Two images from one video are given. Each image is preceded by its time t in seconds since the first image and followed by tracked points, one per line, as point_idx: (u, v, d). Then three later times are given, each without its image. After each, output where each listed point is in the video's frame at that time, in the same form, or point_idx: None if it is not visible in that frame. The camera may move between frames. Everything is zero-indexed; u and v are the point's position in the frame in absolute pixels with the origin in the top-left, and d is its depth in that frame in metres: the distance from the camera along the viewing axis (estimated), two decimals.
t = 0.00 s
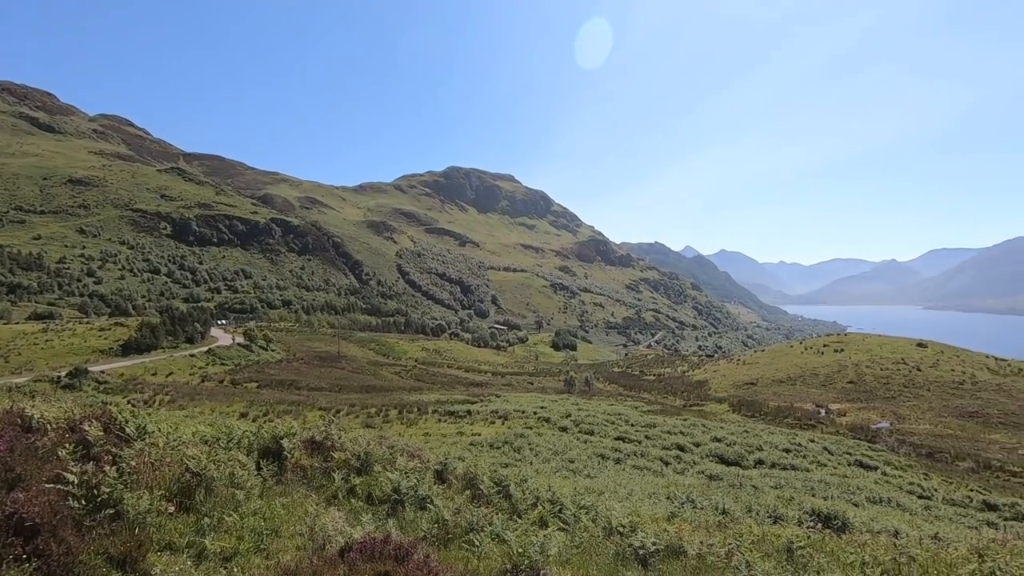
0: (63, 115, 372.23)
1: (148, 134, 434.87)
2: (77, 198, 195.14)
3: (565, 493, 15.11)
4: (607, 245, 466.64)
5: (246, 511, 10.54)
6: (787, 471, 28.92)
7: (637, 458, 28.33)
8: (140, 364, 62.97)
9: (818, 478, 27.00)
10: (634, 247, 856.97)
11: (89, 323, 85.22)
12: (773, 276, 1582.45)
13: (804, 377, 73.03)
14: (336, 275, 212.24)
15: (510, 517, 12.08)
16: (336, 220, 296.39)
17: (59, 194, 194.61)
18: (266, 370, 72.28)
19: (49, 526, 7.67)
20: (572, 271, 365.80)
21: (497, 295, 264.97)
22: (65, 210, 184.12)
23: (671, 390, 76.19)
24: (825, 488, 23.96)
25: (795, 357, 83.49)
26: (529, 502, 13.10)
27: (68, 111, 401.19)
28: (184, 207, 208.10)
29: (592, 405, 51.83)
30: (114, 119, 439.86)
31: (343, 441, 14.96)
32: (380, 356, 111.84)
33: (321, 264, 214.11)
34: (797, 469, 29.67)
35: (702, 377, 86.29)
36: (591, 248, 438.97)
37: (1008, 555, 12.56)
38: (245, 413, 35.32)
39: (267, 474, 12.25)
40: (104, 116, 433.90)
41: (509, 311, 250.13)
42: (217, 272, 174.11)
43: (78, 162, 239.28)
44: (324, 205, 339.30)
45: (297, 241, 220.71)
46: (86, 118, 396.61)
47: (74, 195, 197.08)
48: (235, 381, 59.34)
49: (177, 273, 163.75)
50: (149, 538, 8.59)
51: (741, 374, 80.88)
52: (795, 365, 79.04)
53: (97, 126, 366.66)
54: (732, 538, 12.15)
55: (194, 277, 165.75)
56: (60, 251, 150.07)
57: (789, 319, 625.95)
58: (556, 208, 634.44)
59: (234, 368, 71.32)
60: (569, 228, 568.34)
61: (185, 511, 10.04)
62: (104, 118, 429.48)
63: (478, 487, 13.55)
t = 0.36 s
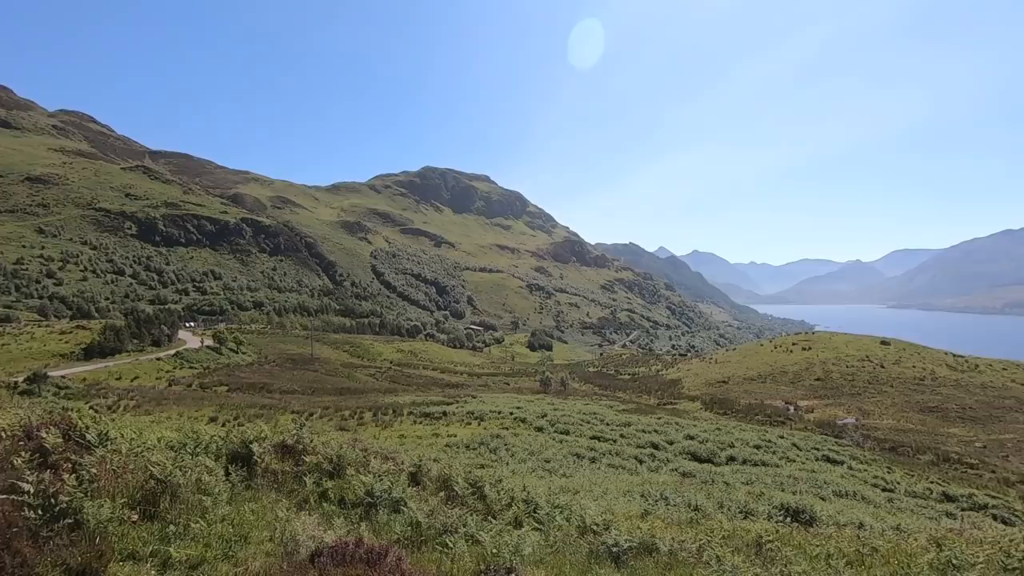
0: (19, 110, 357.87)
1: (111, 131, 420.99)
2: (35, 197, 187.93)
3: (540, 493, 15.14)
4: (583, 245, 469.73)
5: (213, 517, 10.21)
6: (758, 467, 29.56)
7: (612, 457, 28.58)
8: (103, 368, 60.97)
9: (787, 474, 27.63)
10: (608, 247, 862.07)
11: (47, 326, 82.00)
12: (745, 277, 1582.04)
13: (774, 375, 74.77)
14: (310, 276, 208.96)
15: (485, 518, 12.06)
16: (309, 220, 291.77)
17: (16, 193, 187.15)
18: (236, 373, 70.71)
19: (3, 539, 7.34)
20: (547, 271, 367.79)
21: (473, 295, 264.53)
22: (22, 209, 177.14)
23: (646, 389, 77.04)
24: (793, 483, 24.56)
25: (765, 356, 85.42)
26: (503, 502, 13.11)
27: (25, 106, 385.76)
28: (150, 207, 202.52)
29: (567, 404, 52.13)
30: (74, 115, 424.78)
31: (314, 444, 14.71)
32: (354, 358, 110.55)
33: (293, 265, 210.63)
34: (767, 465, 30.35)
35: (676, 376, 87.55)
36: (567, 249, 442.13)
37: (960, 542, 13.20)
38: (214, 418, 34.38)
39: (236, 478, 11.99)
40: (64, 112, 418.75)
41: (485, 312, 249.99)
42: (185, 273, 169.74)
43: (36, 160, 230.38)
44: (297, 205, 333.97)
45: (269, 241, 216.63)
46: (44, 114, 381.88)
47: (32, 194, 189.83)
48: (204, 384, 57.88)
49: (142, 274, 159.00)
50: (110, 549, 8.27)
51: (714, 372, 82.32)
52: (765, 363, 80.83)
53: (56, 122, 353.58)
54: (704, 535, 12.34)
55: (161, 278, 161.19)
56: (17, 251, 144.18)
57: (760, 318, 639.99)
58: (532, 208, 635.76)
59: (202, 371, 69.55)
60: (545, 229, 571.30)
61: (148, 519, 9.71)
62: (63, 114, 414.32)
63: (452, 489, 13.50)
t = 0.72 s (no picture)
0: None
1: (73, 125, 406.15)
2: None
3: (517, 492, 15.11)
4: (559, 245, 471.88)
5: (180, 523, 9.88)
6: (730, 463, 30.10)
7: (588, 456, 28.80)
8: (66, 371, 59.13)
9: (759, 469, 28.24)
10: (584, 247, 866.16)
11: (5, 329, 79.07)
12: (720, 277, 1580.19)
13: (746, 372, 76.34)
14: (283, 275, 205.31)
15: (462, 518, 11.99)
16: (283, 219, 286.92)
17: None
18: (207, 376, 69.07)
19: None
20: (524, 271, 368.59)
21: (449, 295, 263.27)
22: None
23: (621, 388, 77.78)
24: (764, 479, 25.10)
25: (738, 353, 87.13)
26: (479, 503, 13.08)
27: None
28: (116, 206, 197.18)
29: (545, 403, 52.32)
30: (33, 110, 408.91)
31: (287, 446, 14.45)
32: (328, 359, 109.04)
33: (266, 265, 206.66)
34: (739, 461, 30.99)
35: (651, 374, 88.59)
36: (544, 249, 443.88)
37: (920, 532, 13.70)
38: (183, 422, 33.62)
39: (204, 484, 11.66)
40: (22, 106, 402.72)
41: (462, 312, 249.10)
42: (152, 273, 165.17)
43: None
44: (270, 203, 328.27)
45: (240, 241, 212.40)
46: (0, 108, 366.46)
47: None
48: (172, 388, 56.37)
49: (107, 274, 154.13)
50: (71, 558, 7.90)
51: (688, 370, 83.65)
52: (738, 361, 82.41)
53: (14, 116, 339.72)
54: (678, 531, 12.51)
55: (127, 278, 156.44)
56: None
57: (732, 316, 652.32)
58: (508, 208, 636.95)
59: (171, 374, 67.74)
60: (522, 229, 572.85)
61: (113, 527, 9.30)
62: (21, 108, 398.66)
63: (428, 490, 13.42)
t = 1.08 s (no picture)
0: None
1: (37, 120, 392.55)
2: None
3: (495, 492, 15.10)
4: (539, 245, 473.13)
5: (152, 527, 9.59)
6: (706, 460, 30.57)
7: (566, 454, 28.92)
8: (29, 373, 57.27)
9: (733, 465, 28.77)
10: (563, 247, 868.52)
11: None
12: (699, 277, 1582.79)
13: (722, 370, 77.63)
14: (258, 275, 201.88)
15: (439, 518, 11.96)
16: (258, 218, 282.11)
17: None
18: (179, 377, 67.57)
19: None
20: (503, 270, 368.88)
21: (429, 295, 261.86)
22: None
23: (600, 386, 78.43)
24: (739, 474, 25.56)
25: (714, 352, 88.58)
26: (457, 503, 13.04)
27: None
28: (82, 203, 191.74)
29: (524, 403, 52.44)
30: None
31: (262, 448, 14.19)
32: (305, 360, 107.64)
33: (240, 264, 202.95)
34: (715, 457, 31.48)
35: (629, 373, 89.47)
36: (523, 249, 444.61)
37: (888, 524, 14.09)
38: (153, 424, 32.83)
39: (176, 486, 11.39)
40: None
41: (441, 311, 248.11)
42: (121, 272, 160.78)
43: None
44: (246, 201, 322.56)
45: (214, 239, 208.21)
46: None
47: None
48: (142, 390, 55.03)
49: (74, 273, 149.52)
50: (32, 566, 7.58)
51: (665, 368, 84.74)
52: (715, 359, 83.71)
53: None
54: (655, 527, 12.64)
55: (94, 277, 152.08)
56: None
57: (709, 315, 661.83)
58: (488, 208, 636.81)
59: (140, 375, 66.15)
60: (502, 228, 573.18)
61: (78, 533, 8.97)
62: None
63: (406, 490, 13.35)
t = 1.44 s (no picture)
0: None
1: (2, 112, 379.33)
2: None
3: (475, 491, 15.06)
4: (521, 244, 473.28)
5: (123, 529, 9.34)
6: (684, 456, 30.94)
7: (547, 453, 29.04)
8: None
9: (711, 461, 29.19)
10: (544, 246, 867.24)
11: None
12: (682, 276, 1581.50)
13: (700, 368, 78.65)
14: (235, 273, 198.46)
15: (419, 518, 11.89)
16: (236, 215, 277.43)
17: None
18: (152, 377, 66.12)
19: None
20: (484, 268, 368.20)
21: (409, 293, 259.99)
22: None
23: (580, 385, 78.84)
24: (716, 471, 25.93)
25: (693, 350, 89.68)
26: (437, 502, 13.00)
27: None
28: (50, 199, 186.63)
29: (505, 401, 52.43)
30: None
31: (238, 448, 13.92)
32: (283, 359, 106.20)
33: (216, 262, 199.16)
34: (693, 454, 31.89)
35: (609, 371, 90.14)
36: (505, 247, 444.77)
37: (859, 518, 14.45)
38: (126, 425, 32.06)
39: (147, 488, 11.13)
40: None
41: (422, 309, 246.75)
42: (92, 270, 156.60)
43: None
44: (223, 198, 316.80)
45: (189, 237, 204.23)
46: None
47: None
48: (114, 390, 53.69)
49: (42, 270, 145.17)
50: None
51: (645, 367, 85.56)
52: (694, 357, 84.76)
53: None
54: (635, 526, 12.69)
55: (64, 275, 147.92)
56: None
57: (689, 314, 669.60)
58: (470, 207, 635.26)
59: (112, 375, 64.55)
60: (483, 227, 572.53)
61: (44, 538, 8.68)
62: None
63: (385, 490, 13.21)
